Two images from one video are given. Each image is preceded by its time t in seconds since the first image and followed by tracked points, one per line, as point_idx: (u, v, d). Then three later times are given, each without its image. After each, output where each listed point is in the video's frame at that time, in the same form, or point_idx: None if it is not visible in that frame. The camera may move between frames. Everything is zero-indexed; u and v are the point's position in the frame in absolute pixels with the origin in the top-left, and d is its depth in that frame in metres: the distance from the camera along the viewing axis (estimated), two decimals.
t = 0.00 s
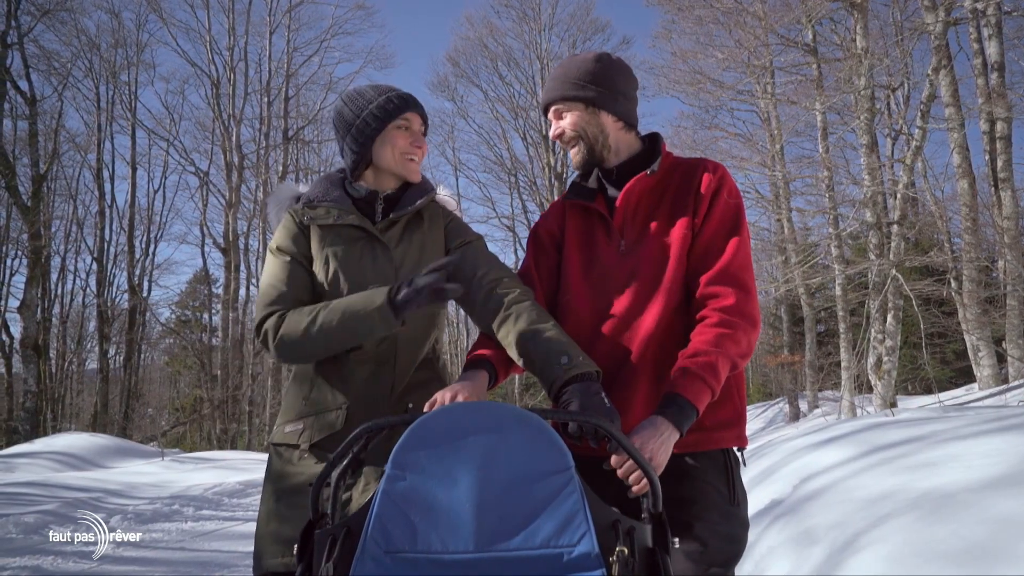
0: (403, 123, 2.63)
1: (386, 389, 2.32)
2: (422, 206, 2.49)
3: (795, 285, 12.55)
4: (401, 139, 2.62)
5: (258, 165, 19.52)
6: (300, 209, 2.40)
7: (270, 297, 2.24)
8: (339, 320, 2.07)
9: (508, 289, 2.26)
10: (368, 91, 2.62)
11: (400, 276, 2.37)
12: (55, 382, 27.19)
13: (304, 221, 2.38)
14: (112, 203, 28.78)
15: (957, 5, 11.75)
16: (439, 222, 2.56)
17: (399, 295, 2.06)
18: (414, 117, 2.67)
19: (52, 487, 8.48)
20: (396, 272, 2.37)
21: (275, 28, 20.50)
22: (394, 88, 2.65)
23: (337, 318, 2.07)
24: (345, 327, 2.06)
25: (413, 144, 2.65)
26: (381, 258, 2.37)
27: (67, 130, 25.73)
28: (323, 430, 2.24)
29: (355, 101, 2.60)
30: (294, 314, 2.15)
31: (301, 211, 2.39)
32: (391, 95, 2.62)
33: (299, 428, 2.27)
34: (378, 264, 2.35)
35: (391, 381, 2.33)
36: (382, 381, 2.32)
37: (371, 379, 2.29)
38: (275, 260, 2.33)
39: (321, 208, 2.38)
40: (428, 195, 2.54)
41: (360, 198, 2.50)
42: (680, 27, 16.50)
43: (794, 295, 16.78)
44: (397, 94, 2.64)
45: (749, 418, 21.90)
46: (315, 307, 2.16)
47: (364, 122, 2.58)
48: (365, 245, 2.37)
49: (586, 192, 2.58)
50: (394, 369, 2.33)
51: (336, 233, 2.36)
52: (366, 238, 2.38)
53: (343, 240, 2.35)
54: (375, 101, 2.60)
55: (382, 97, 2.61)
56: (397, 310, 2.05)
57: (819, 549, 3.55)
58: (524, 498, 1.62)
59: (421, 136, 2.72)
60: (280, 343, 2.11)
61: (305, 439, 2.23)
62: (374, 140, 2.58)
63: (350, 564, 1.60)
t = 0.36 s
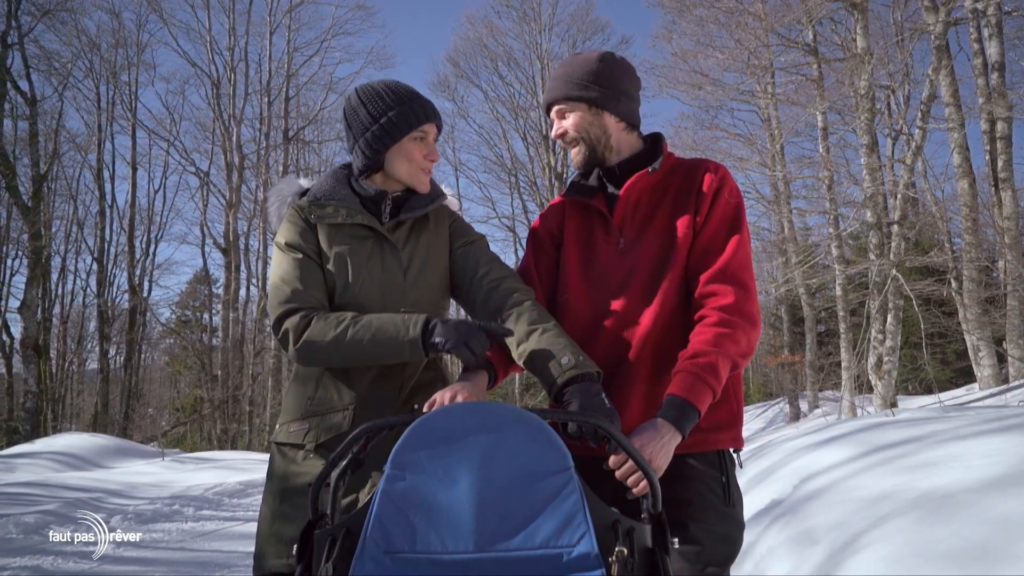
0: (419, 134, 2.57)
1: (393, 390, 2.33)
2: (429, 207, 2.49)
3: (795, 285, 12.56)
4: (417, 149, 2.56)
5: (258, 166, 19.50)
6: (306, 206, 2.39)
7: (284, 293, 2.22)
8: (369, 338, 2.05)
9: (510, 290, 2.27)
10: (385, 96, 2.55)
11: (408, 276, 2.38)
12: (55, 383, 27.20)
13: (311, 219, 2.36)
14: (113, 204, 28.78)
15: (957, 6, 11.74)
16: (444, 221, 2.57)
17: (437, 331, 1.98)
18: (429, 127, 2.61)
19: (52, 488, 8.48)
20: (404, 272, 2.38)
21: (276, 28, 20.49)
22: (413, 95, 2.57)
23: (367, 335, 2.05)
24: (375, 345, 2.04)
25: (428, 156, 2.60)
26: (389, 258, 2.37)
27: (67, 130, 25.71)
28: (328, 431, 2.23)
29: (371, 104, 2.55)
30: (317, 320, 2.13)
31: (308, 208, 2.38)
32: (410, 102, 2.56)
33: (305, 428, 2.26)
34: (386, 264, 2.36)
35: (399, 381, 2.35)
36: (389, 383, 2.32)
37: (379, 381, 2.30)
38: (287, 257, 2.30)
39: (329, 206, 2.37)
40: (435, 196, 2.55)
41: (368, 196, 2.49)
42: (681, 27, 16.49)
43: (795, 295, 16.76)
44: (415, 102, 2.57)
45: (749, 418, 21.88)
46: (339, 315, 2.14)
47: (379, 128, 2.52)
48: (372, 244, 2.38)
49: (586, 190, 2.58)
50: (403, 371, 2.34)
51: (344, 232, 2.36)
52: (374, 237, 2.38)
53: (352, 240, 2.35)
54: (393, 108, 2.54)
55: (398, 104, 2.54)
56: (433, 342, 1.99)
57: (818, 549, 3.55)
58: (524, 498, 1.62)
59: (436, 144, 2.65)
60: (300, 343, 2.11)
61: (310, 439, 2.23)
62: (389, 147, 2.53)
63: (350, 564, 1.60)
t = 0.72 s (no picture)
0: (414, 134, 2.58)
1: (394, 390, 2.33)
2: (428, 207, 2.49)
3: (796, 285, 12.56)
4: (413, 148, 2.57)
5: (259, 165, 19.49)
6: (305, 207, 2.38)
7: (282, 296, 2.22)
8: (380, 305, 2.11)
9: (508, 289, 2.27)
10: (380, 98, 2.55)
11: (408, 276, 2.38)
12: (56, 383, 27.22)
13: (310, 220, 2.36)
14: (114, 203, 28.77)
15: (958, 5, 11.73)
16: (444, 220, 2.57)
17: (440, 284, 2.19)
18: (424, 127, 2.61)
19: (52, 488, 8.47)
20: (404, 272, 2.38)
21: (276, 28, 20.47)
22: (408, 94, 2.57)
23: (377, 306, 2.11)
24: (386, 313, 2.10)
25: (424, 155, 2.60)
26: (389, 258, 2.37)
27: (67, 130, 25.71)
28: (328, 431, 2.23)
29: (366, 104, 2.55)
30: (316, 311, 2.14)
31: (307, 209, 2.37)
32: (406, 102, 2.55)
33: (306, 427, 2.25)
34: (386, 264, 2.36)
35: (400, 380, 2.35)
36: (390, 381, 2.33)
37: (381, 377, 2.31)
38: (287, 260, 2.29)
39: (327, 207, 2.36)
40: (434, 195, 2.54)
41: (365, 195, 2.48)
42: (681, 27, 16.48)
43: (796, 295, 16.74)
44: (411, 101, 2.57)
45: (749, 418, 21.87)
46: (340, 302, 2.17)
47: (374, 128, 2.52)
48: (371, 243, 2.38)
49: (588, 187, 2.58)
50: (405, 370, 2.35)
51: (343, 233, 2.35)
52: (373, 237, 2.38)
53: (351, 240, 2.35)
54: (389, 107, 2.54)
55: (392, 103, 2.53)
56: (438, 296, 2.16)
57: (819, 549, 3.55)
58: (524, 498, 1.61)
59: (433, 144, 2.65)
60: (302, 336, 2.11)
61: (311, 440, 2.22)
62: (385, 147, 2.53)
63: (350, 564, 1.60)
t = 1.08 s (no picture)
0: (418, 138, 2.57)
1: (396, 390, 2.33)
2: (429, 208, 2.48)
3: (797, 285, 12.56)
4: (414, 152, 2.56)
5: (260, 165, 19.49)
6: (305, 208, 2.38)
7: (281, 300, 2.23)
8: (349, 327, 2.07)
9: (508, 290, 2.27)
10: (383, 100, 2.54)
11: (409, 276, 2.38)
12: (57, 383, 27.21)
13: (311, 221, 2.36)
14: (114, 203, 28.75)
15: (960, 4, 11.71)
16: (445, 220, 2.57)
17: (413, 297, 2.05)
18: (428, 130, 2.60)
19: (52, 488, 8.46)
20: (404, 272, 2.38)
21: (277, 28, 20.46)
22: (412, 97, 2.56)
23: (347, 327, 2.07)
24: (354, 335, 2.06)
25: (425, 159, 2.59)
26: (391, 258, 2.37)
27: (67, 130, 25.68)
28: (329, 431, 2.23)
29: (368, 105, 2.55)
30: (299, 324, 2.15)
31: (307, 211, 2.37)
32: (409, 105, 2.55)
33: (307, 427, 2.25)
34: (387, 265, 2.36)
35: (402, 380, 2.35)
36: (391, 381, 2.32)
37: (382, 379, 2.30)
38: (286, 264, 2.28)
39: (329, 207, 2.36)
40: (435, 196, 2.54)
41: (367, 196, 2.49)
42: (682, 27, 16.46)
43: (796, 295, 16.72)
44: (414, 103, 2.56)
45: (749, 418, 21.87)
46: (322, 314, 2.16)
47: (376, 132, 2.51)
48: (373, 244, 2.38)
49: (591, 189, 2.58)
50: (406, 371, 2.35)
51: (344, 234, 2.35)
52: (374, 238, 2.38)
53: (352, 241, 2.35)
54: (392, 110, 2.53)
55: (394, 105, 2.53)
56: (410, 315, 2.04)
57: (820, 549, 3.54)
58: (524, 497, 1.62)
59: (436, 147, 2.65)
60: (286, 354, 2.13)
61: (313, 439, 2.23)
62: (387, 149, 2.52)
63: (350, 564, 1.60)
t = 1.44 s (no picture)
0: (419, 137, 2.58)
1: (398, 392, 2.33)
2: (431, 209, 2.49)
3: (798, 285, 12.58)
4: (414, 154, 2.56)
5: (261, 165, 19.50)
6: (306, 210, 2.39)
7: (279, 308, 2.26)
8: (301, 363, 2.11)
9: (509, 290, 2.28)
10: (385, 100, 2.54)
11: (410, 278, 2.39)
12: (58, 383, 27.23)
13: (311, 224, 2.37)
14: (116, 204, 28.76)
15: (961, 4, 11.70)
16: (447, 221, 2.57)
17: (363, 354, 1.99)
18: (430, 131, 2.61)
19: (54, 488, 8.46)
20: (406, 274, 2.38)
21: (278, 28, 20.46)
22: (413, 98, 2.57)
23: (300, 361, 2.10)
24: (304, 373, 2.11)
25: (425, 160, 2.59)
26: (391, 259, 2.38)
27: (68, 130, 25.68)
28: (330, 432, 2.23)
29: (369, 105, 2.55)
30: (273, 337, 2.22)
31: (307, 213, 2.38)
32: (409, 106, 2.55)
33: (309, 428, 2.26)
34: (388, 266, 2.37)
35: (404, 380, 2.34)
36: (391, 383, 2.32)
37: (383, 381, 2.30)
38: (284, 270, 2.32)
39: (330, 208, 2.37)
40: (436, 197, 2.55)
41: (368, 196, 2.50)
42: (683, 26, 16.46)
43: (797, 295, 16.71)
44: (415, 104, 2.56)
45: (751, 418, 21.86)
46: (294, 332, 2.20)
47: (377, 132, 2.51)
48: (374, 245, 2.39)
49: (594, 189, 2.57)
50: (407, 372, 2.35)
51: (344, 237, 2.36)
52: (375, 239, 2.38)
53: (353, 244, 2.36)
54: (393, 110, 2.53)
55: (393, 106, 2.54)
56: (358, 365, 2.01)
57: (821, 549, 3.54)
58: (525, 497, 1.62)
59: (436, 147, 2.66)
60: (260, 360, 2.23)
61: (315, 440, 2.23)
62: (388, 151, 2.53)
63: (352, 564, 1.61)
